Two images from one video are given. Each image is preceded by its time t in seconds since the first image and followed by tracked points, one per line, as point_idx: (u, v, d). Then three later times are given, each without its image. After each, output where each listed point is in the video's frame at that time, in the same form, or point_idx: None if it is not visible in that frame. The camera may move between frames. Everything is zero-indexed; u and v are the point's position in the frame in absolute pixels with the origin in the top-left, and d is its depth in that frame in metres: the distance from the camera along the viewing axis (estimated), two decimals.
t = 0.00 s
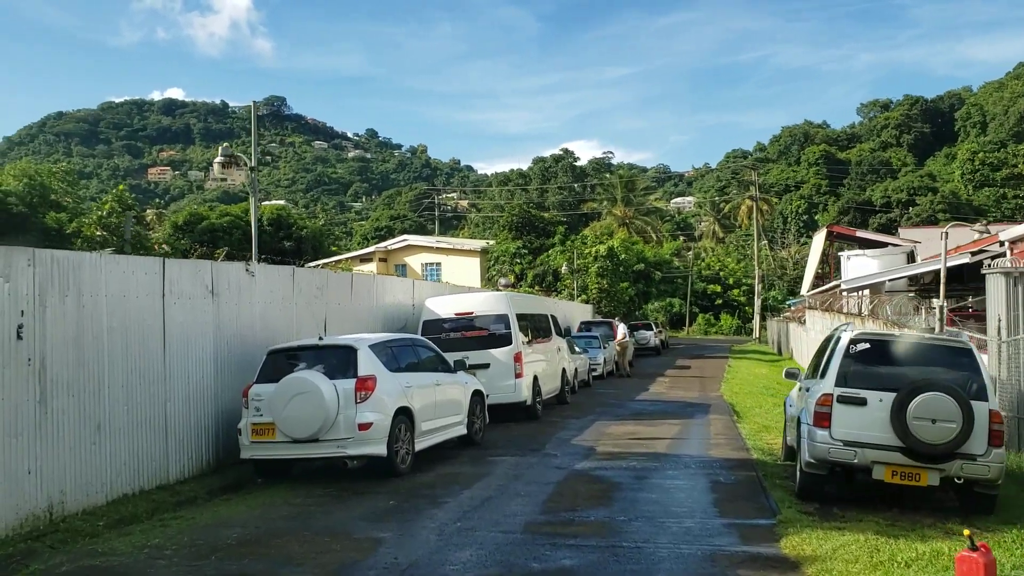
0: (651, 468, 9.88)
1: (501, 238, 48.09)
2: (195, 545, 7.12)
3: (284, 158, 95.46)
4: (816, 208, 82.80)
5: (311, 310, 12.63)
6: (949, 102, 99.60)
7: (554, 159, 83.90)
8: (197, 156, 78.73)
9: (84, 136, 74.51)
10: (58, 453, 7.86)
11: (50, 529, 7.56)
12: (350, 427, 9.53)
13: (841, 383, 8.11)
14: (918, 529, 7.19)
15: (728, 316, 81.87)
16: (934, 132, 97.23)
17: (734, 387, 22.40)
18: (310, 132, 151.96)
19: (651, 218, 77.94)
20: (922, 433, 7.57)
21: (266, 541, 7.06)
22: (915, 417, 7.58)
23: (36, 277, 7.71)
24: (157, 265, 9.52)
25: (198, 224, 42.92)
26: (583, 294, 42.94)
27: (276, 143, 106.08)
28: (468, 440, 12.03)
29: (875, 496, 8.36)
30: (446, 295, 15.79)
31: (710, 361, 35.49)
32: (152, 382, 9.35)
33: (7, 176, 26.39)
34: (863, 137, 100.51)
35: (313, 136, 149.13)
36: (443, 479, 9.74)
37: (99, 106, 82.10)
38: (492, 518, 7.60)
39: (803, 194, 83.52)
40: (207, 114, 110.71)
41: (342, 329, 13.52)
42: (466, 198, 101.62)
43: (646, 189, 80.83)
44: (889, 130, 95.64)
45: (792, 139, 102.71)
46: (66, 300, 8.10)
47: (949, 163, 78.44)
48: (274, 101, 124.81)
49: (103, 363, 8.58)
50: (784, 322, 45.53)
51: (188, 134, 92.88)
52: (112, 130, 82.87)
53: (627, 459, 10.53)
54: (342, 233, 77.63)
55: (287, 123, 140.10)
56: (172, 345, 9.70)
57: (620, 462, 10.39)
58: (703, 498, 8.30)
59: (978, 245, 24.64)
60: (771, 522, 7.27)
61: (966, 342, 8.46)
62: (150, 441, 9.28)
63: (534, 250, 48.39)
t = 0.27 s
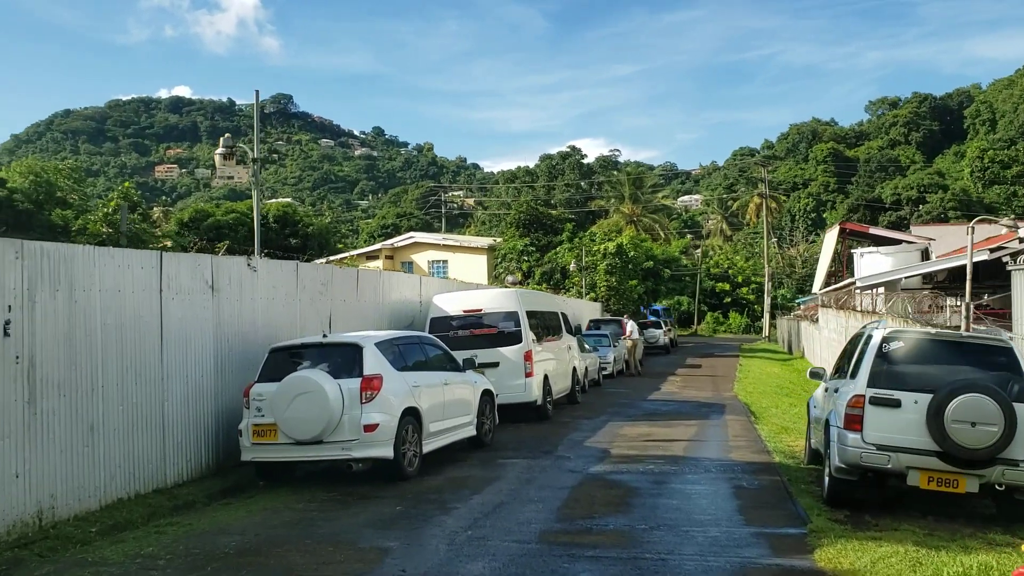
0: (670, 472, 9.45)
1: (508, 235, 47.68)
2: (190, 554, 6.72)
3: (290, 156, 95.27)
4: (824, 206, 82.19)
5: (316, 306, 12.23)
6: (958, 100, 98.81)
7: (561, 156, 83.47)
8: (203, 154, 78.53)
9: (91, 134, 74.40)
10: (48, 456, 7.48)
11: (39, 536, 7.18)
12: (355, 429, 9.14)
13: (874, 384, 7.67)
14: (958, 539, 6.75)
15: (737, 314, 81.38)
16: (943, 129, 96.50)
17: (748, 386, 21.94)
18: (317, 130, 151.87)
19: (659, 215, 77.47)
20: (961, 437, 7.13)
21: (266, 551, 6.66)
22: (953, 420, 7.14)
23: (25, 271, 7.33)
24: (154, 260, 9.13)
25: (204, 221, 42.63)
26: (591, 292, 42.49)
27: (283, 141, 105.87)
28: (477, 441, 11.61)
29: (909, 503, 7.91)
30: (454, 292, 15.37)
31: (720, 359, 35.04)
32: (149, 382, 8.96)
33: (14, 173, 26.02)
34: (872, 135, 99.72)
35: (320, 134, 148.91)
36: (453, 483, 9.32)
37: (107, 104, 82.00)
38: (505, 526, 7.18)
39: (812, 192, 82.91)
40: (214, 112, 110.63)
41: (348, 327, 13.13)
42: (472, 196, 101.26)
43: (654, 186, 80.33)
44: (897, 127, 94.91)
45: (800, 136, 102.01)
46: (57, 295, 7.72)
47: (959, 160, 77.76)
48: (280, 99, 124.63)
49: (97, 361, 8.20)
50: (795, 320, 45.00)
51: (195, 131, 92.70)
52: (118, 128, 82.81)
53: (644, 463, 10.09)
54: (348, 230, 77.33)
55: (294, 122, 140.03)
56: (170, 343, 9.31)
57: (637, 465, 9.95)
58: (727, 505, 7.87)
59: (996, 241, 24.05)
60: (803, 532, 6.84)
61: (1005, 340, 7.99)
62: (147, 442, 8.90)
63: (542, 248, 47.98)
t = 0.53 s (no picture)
0: (684, 478, 9.01)
1: (511, 233, 47.27)
2: (177, 567, 6.30)
3: (293, 154, 94.93)
4: (828, 205, 81.73)
5: (314, 303, 11.80)
6: (963, 99, 98.27)
7: (565, 154, 83.06)
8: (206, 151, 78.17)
9: (94, 132, 74.12)
10: (29, 459, 7.06)
11: (18, 545, 6.75)
12: (354, 432, 8.71)
13: (905, 386, 7.20)
14: (998, 553, 6.30)
15: (741, 313, 80.97)
16: (948, 128, 95.99)
17: (758, 386, 21.50)
18: (320, 127, 151.64)
19: (663, 214, 77.02)
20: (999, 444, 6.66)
21: (258, 564, 6.23)
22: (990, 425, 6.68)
23: (4, 263, 6.91)
24: (144, 253, 8.70)
25: (205, 218, 42.22)
26: (596, 290, 42.04)
27: (286, 138, 105.54)
28: (482, 444, 11.18)
29: (940, 513, 7.47)
30: (458, 289, 14.92)
31: (727, 358, 34.62)
32: (138, 381, 8.54)
33: (16, 171, 25.48)
34: (876, 134, 99.18)
35: (322, 132, 148.51)
36: (456, 488, 8.89)
37: (109, 101, 81.74)
38: (512, 537, 6.74)
39: (816, 191, 82.42)
40: (217, 109, 110.32)
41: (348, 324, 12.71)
42: (476, 194, 100.89)
43: (658, 185, 79.85)
44: (902, 126, 94.39)
45: (804, 135, 101.48)
46: (40, 290, 7.30)
47: (964, 159, 77.28)
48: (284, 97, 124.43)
49: (82, 360, 7.78)
50: (801, 319, 44.52)
51: (198, 129, 92.34)
52: (121, 125, 82.54)
53: (656, 467, 9.64)
54: (351, 228, 76.97)
55: (297, 120, 139.82)
56: (161, 341, 8.89)
57: (649, 470, 9.51)
58: (748, 514, 7.43)
59: (1011, 238, 23.52)
60: (830, 545, 6.40)
61: None
62: (136, 445, 8.48)
63: (546, 245, 47.57)
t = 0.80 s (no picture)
0: (692, 484, 8.58)
1: (509, 230, 46.80)
2: None
3: (290, 151, 94.37)
4: (826, 204, 81.46)
5: (305, 299, 11.36)
6: (961, 98, 98.01)
7: (563, 152, 82.64)
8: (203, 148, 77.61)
9: (90, 128, 73.51)
10: None
11: None
12: (345, 434, 8.27)
13: (928, 388, 6.75)
14: None
15: (740, 312, 80.65)
16: (945, 128, 95.75)
17: (760, 386, 21.08)
18: (317, 125, 150.99)
19: (661, 212, 76.62)
20: None
21: None
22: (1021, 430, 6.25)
23: None
24: (124, 245, 8.26)
25: (199, 213, 41.68)
26: (595, 288, 41.60)
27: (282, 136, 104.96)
28: (479, 445, 10.75)
29: (964, 522, 7.04)
30: (454, 286, 14.48)
31: (727, 358, 34.23)
32: (117, 380, 8.09)
33: (9, 166, 24.67)
34: (874, 133, 98.83)
35: (319, 129, 147.93)
36: (452, 493, 8.45)
37: (106, 97, 81.14)
38: (511, 549, 6.31)
39: (814, 190, 82.09)
40: (214, 106, 109.66)
41: (340, 321, 12.29)
42: (473, 192, 100.43)
43: (656, 183, 79.43)
44: (900, 126, 94.11)
45: (802, 134, 101.14)
46: (10, 283, 6.85)
47: (962, 158, 77.01)
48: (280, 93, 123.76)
49: (55, 357, 7.33)
50: (801, 318, 44.14)
51: (194, 126, 91.71)
52: (118, 121, 81.95)
53: (661, 472, 9.21)
54: (348, 225, 76.49)
55: (294, 117, 139.11)
56: (141, 337, 8.44)
57: (654, 475, 9.07)
58: (761, 523, 7.00)
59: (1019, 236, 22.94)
60: (852, 558, 5.98)
61: None
62: (114, 447, 8.03)
63: (544, 243, 47.14)
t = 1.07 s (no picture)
0: (699, 486, 8.15)
1: (507, 226, 46.35)
2: None
3: (287, 147, 93.87)
4: (825, 200, 81.08)
5: (294, 294, 10.92)
6: (960, 94, 97.60)
7: (561, 147, 82.16)
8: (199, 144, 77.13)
9: (88, 124, 73.03)
10: None
11: None
12: (332, 434, 7.83)
13: (953, 385, 6.31)
14: None
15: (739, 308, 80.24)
16: (944, 124, 95.41)
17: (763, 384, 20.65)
18: (315, 121, 150.41)
19: (660, 208, 76.20)
20: None
21: None
22: None
23: None
24: (99, 233, 7.81)
25: (194, 208, 41.15)
26: (594, 284, 41.14)
27: (279, 132, 104.39)
28: (474, 446, 10.30)
29: (988, 529, 6.61)
30: (449, 280, 14.03)
31: (727, 354, 33.81)
32: (90, 377, 7.65)
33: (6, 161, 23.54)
34: (873, 130, 98.39)
35: (317, 125, 147.34)
36: (446, 497, 8.00)
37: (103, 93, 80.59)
38: (508, 559, 5.87)
39: (812, 186, 81.71)
40: (211, 103, 109.12)
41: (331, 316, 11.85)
42: (471, 188, 100.00)
43: (656, 179, 78.97)
44: (899, 122, 93.71)
45: (801, 131, 100.74)
46: None
47: (961, 154, 76.63)
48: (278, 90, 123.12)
49: (24, 353, 6.88)
50: (800, 314, 43.74)
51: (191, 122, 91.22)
52: (115, 117, 81.41)
53: (665, 473, 8.77)
54: (346, 221, 75.98)
55: (291, 114, 138.52)
56: (118, 332, 8.00)
57: (658, 476, 8.63)
58: (774, 531, 6.56)
59: None
60: (875, 571, 5.53)
61: None
62: (87, 447, 7.57)
63: (542, 238, 46.67)
